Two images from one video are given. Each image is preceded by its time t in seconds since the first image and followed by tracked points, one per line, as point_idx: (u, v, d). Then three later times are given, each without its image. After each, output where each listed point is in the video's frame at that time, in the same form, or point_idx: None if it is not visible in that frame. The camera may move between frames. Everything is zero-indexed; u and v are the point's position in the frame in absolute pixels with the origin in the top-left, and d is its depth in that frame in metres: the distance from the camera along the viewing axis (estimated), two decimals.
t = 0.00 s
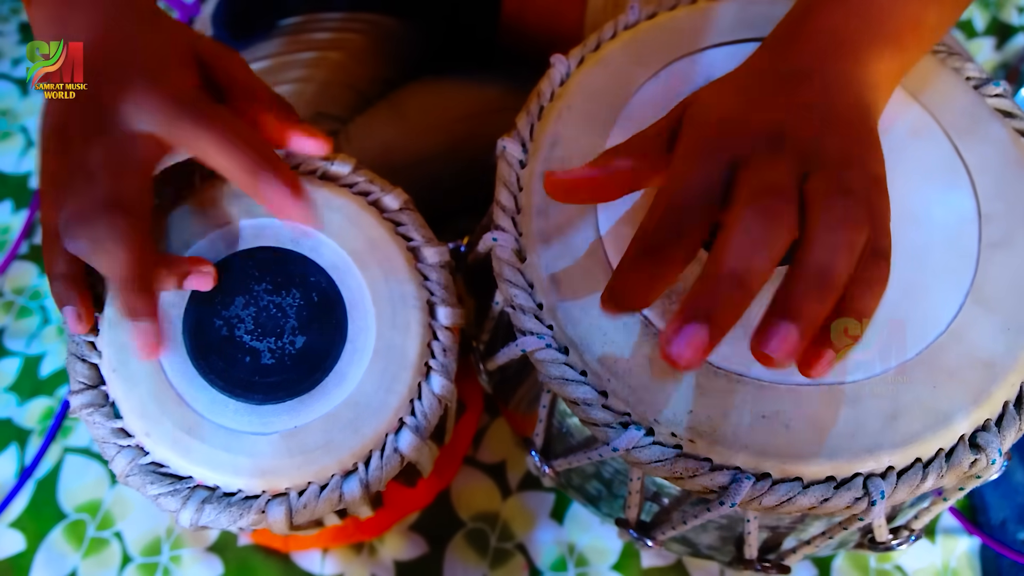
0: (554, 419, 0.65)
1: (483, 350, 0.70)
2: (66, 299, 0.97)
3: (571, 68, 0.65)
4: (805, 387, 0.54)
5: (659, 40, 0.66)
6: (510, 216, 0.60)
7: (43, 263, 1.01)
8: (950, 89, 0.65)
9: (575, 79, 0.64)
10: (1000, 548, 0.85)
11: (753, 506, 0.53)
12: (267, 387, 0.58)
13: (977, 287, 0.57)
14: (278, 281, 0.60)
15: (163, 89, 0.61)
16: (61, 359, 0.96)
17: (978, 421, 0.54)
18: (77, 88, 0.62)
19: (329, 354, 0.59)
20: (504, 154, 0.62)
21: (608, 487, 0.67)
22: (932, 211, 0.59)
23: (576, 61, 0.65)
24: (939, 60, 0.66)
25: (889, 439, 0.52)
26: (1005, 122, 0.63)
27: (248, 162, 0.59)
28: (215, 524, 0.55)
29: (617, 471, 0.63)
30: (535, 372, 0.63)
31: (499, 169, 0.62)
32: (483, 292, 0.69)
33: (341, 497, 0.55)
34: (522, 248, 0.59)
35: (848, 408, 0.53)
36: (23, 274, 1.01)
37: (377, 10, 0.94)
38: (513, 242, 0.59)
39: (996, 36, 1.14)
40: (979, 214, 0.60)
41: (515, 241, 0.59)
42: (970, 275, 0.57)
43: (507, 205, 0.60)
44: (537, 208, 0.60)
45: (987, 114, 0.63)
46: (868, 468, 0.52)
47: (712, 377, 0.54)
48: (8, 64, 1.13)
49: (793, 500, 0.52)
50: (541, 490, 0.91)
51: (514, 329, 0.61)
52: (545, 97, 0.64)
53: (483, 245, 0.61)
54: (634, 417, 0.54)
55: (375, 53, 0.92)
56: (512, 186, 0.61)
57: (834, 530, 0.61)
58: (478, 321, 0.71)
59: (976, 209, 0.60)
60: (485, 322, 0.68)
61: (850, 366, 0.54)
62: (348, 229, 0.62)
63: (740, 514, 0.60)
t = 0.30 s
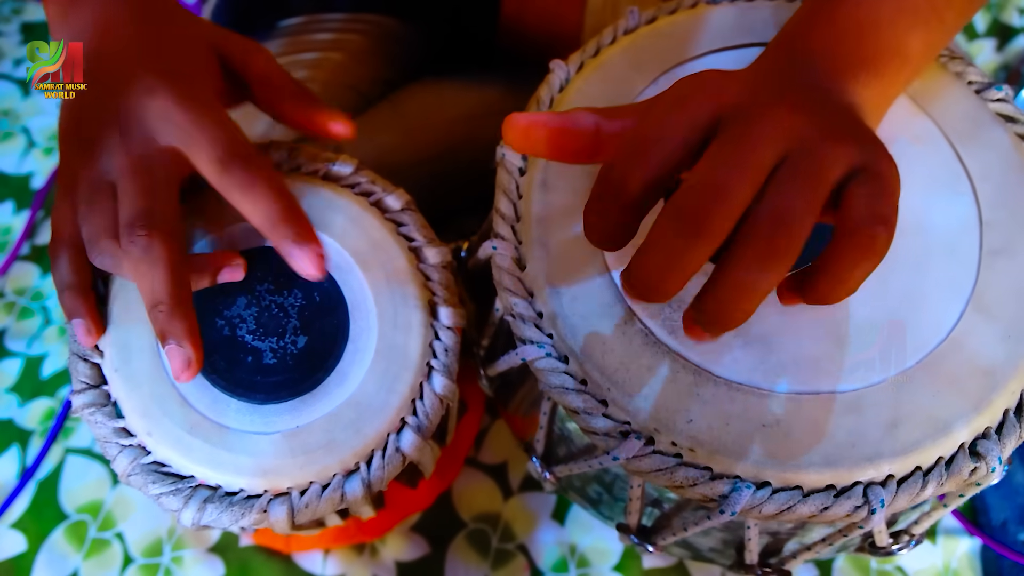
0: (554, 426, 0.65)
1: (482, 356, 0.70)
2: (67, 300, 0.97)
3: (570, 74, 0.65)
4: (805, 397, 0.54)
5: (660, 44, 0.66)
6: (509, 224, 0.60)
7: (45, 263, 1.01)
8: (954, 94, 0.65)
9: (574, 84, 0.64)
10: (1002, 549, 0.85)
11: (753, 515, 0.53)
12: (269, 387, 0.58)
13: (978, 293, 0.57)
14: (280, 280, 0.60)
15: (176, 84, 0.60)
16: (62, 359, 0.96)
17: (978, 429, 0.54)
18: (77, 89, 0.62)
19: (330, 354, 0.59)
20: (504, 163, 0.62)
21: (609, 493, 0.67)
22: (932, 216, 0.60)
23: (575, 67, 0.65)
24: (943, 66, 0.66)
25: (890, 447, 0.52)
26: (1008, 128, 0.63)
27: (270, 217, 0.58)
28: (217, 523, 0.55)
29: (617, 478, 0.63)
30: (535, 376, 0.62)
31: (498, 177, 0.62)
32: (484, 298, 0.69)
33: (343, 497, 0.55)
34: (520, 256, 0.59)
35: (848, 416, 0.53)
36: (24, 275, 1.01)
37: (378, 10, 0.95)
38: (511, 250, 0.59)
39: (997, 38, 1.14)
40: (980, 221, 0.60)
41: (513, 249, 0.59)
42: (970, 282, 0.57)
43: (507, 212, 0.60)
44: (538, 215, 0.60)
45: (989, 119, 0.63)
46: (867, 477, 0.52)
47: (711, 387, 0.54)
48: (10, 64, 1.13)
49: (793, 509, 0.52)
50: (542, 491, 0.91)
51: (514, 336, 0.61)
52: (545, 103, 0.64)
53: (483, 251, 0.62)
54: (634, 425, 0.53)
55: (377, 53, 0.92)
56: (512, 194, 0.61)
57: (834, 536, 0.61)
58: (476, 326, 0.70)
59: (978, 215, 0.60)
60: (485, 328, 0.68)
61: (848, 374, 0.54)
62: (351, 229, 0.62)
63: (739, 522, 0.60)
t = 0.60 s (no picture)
0: (555, 421, 0.65)
1: (484, 352, 0.70)
2: (68, 301, 0.97)
3: (573, 70, 0.65)
4: (806, 391, 0.54)
5: (661, 43, 0.66)
6: (512, 218, 0.60)
7: (46, 265, 1.01)
8: (954, 93, 0.64)
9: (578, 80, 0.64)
10: (1002, 550, 0.85)
11: (753, 509, 0.53)
12: (270, 388, 0.58)
13: (979, 289, 0.57)
14: (281, 283, 0.60)
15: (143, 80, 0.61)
16: (64, 359, 0.96)
17: (978, 426, 0.54)
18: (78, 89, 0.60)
19: (332, 355, 0.59)
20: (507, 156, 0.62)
21: (609, 488, 0.67)
22: (934, 215, 0.59)
23: (578, 63, 0.65)
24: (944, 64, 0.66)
25: (889, 442, 0.53)
26: (1009, 125, 0.63)
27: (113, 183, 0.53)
28: (218, 525, 0.55)
29: (618, 472, 0.63)
30: (536, 373, 0.62)
31: (500, 171, 0.62)
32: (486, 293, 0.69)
33: (345, 498, 0.56)
34: (524, 250, 0.59)
35: (849, 411, 0.53)
36: (25, 275, 1.01)
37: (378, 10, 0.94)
38: (514, 244, 0.59)
39: (998, 38, 1.14)
40: (982, 218, 0.60)
41: (516, 243, 0.59)
42: (972, 276, 0.57)
43: (509, 207, 0.60)
44: (540, 212, 0.60)
45: (990, 117, 0.63)
46: (867, 472, 0.52)
47: (713, 380, 0.54)
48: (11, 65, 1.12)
49: (793, 504, 0.52)
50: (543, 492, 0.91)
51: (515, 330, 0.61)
52: (546, 99, 0.64)
53: (483, 248, 0.61)
54: (634, 419, 0.54)
55: (378, 55, 0.92)
56: (514, 188, 0.61)
57: (834, 532, 0.61)
58: (480, 323, 0.71)
59: (979, 211, 0.60)
60: (487, 325, 0.68)
61: (849, 368, 0.54)
62: (352, 232, 0.62)
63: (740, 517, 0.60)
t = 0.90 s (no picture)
0: (557, 421, 0.64)
1: (485, 352, 0.70)
2: (70, 301, 0.97)
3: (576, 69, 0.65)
4: (807, 391, 0.54)
5: (663, 43, 0.66)
6: (514, 218, 0.60)
7: (48, 265, 1.01)
8: (955, 92, 0.64)
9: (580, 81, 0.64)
10: (1003, 549, 0.86)
11: (753, 511, 0.52)
12: (274, 387, 0.58)
13: (982, 291, 0.57)
14: (283, 282, 0.60)
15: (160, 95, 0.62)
16: (66, 359, 0.96)
17: (980, 427, 0.53)
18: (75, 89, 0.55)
19: (334, 354, 0.59)
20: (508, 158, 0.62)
21: (610, 489, 0.67)
22: (933, 215, 0.60)
23: (579, 63, 0.65)
24: (945, 64, 0.66)
25: (891, 444, 0.52)
26: (1011, 125, 0.63)
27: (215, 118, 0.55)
28: (220, 524, 0.55)
29: (620, 473, 0.63)
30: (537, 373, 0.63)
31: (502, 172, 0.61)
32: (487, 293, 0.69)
33: (347, 497, 0.55)
34: (525, 250, 0.59)
35: (850, 412, 0.53)
36: (27, 276, 1.01)
37: (378, 12, 0.95)
38: (516, 244, 0.58)
39: (999, 38, 1.14)
40: (984, 217, 0.60)
41: (518, 243, 0.59)
42: (974, 279, 0.57)
43: (511, 207, 0.60)
44: (541, 214, 0.60)
45: (992, 117, 0.63)
46: (869, 473, 0.52)
47: (713, 382, 0.54)
48: (12, 65, 1.12)
49: (795, 504, 0.51)
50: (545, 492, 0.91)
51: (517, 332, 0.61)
52: (549, 99, 0.64)
53: (486, 248, 0.61)
54: (635, 420, 0.54)
55: (379, 54, 0.92)
56: (516, 188, 0.61)
57: (836, 534, 0.61)
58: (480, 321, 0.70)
59: (981, 211, 0.60)
60: (488, 325, 0.68)
61: (849, 369, 0.55)
62: (355, 228, 0.62)
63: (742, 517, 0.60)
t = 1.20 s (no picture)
0: (554, 421, 0.65)
1: (485, 351, 0.70)
2: (73, 303, 0.97)
3: (573, 73, 0.65)
4: (801, 391, 0.54)
5: (662, 46, 0.66)
6: (510, 220, 0.60)
7: (51, 266, 1.02)
8: (947, 95, 0.64)
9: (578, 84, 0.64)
10: (1003, 550, 0.86)
11: (747, 509, 0.52)
12: (276, 388, 0.58)
13: (976, 290, 0.57)
14: (285, 283, 0.60)
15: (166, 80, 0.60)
16: (68, 361, 0.96)
17: (974, 427, 0.54)
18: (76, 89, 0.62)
19: (336, 356, 0.59)
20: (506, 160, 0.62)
21: (608, 488, 0.67)
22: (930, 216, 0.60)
23: (577, 67, 0.65)
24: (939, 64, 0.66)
25: (884, 443, 0.53)
26: (1005, 126, 0.63)
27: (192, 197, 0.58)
28: (223, 524, 0.55)
29: (616, 472, 0.63)
30: (535, 375, 0.62)
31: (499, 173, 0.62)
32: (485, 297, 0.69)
33: (349, 498, 0.56)
34: (521, 252, 0.59)
35: (842, 412, 0.54)
36: (29, 277, 1.01)
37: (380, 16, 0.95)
38: (514, 246, 0.59)
39: (998, 40, 1.14)
40: (978, 218, 0.60)
41: (515, 245, 0.59)
42: (968, 278, 0.58)
43: (508, 209, 0.60)
44: (539, 214, 0.60)
45: (987, 118, 0.63)
46: (862, 472, 0.53)
47: (709, 381, 0.55)
48: (16, 67, 1.12)
49: (788, 503, 0.52)
50: (546, 493, 0.92)
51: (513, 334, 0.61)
52: (545, 103, 0.64)
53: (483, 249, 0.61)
54: (630, 420, 0.54)
55: (378, 56, 0.91)
56: (513, 190, 0.61)
57: (831, 533, 0.62)
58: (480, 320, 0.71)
59: (975, 214, 0.60)
60: (486, 326, 0.68)
61: (843, 369, 0.55)
62: (350, 237, 0.62)
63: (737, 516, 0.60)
